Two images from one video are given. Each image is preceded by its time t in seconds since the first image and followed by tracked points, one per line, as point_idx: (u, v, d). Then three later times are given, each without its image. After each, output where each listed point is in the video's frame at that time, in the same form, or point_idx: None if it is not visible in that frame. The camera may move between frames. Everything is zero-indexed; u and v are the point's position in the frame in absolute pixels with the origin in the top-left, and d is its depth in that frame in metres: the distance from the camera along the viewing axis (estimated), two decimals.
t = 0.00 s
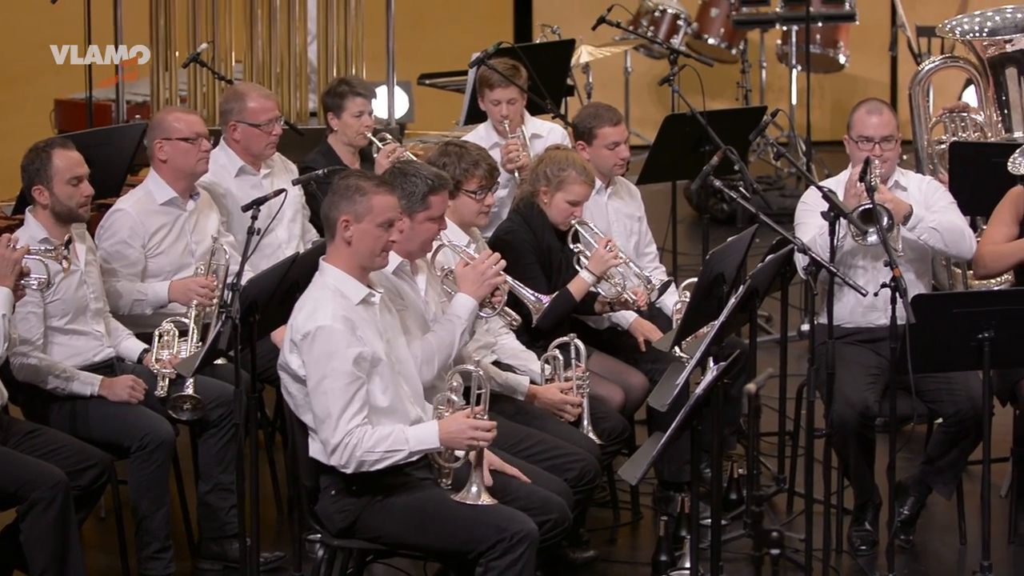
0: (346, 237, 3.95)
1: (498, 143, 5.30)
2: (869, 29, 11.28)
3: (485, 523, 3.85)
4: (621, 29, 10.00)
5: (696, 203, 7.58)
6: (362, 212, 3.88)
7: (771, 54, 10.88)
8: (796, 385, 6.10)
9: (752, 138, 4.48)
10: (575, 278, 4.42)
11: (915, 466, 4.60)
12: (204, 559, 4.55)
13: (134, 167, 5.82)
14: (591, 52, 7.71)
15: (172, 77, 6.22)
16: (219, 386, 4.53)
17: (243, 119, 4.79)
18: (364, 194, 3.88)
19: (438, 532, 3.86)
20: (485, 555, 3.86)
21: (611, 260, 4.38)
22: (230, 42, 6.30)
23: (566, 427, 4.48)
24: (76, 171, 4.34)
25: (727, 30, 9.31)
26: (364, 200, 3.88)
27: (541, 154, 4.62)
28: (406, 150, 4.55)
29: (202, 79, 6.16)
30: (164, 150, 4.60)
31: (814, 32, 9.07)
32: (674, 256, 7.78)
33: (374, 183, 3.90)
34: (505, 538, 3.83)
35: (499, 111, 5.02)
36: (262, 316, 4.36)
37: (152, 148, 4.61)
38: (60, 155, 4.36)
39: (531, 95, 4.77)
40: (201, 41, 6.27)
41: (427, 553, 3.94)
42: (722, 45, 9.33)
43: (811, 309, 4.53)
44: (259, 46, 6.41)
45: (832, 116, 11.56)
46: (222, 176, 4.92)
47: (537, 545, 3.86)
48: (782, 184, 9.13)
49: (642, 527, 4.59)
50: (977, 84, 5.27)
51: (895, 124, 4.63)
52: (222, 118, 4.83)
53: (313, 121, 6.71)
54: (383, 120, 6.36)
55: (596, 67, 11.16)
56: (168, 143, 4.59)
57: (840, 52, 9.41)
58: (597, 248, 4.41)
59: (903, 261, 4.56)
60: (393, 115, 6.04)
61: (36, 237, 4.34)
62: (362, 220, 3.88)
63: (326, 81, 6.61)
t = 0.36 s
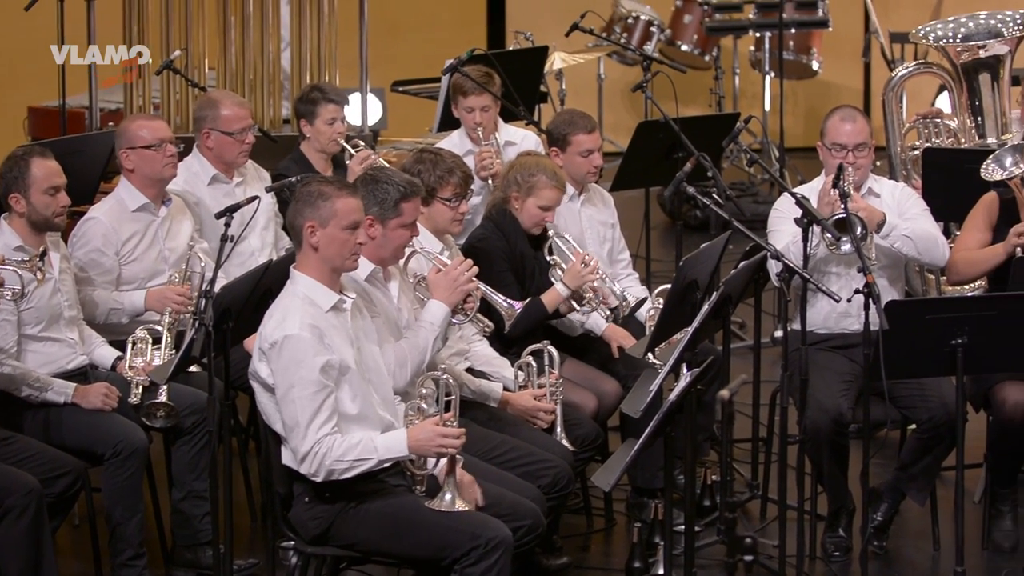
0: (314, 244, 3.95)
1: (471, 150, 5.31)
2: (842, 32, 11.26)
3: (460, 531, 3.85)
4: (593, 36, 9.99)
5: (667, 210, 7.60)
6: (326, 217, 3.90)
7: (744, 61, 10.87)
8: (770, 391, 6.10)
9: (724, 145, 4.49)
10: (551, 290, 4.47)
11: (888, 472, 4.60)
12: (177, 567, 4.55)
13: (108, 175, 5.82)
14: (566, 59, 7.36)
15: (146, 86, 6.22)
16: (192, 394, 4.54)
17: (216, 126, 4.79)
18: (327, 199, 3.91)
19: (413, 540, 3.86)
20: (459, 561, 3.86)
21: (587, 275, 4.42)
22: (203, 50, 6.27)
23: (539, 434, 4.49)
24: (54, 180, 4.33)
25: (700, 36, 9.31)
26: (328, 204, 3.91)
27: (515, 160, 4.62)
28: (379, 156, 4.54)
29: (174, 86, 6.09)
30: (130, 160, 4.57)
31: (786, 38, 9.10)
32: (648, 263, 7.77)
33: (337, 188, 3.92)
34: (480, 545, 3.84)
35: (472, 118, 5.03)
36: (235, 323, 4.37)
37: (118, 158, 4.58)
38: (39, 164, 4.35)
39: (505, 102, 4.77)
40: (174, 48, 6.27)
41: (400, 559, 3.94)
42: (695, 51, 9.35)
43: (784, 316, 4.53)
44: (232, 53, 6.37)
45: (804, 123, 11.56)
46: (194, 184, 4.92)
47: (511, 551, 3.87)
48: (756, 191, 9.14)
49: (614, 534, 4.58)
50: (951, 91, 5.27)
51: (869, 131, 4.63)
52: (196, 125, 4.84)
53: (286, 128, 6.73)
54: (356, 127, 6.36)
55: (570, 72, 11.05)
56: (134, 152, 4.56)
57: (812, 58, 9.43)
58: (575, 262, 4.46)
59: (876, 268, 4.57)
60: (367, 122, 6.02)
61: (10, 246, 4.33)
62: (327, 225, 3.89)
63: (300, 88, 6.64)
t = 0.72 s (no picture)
0: (276, 252, 3.91)
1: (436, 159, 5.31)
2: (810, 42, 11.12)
3: (424, 539, 3.85)
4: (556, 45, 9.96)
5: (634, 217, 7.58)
6: (289, 226, 3.86)
7: (709, 69, 10.77)
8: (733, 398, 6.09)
9: (688, 153, 4.49)
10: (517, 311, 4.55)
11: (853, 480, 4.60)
12: None
13: (71, 184, 5.82)
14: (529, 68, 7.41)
15: (110, 96, 6.27)
16: (156, 403, 4.53)
17: (179, 136, 4.79)
18: (288, 207, 3.86)
19: (377, 548, 3.86)
20: (424, 570, 3.86)
21: (557, 301, 4.53)
22: (167, 60, 6.32)
23: (503, 442, 4.49)
24: (14, 189, 4.28)
25: (664, 45, 9.30)
26: (289, 213, 3.85)
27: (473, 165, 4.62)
28: (343, 165, 4.56)
29: (139, 95, 6.21)
30: (89, 171, 4.56)
31: (750, 47, 9.08)
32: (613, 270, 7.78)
33: (299, 196, 3.87)
34: (445, 553, 3.84)
35: (436, 126, 5.03)
36: (199, 332, 4.36)
37: (77, 169, 4.57)
38: None
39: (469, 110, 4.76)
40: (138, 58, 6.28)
41: (365, 568, 3.94)
42: (658, 60, 9.32)
43: (748, 324, 4.53)
44: (196, 63, 6.42)
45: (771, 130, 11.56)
46: (157, 194, 4.92)
47: (476, 560, 3.87)
48: (722, 198, 9.12)
49: (579, 542, 4.58)
50: (914, 98, 5.24)
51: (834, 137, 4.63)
52: (158, 134, 4.83)
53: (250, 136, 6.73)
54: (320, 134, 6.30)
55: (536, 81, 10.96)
56: (92, 163, 4.55)
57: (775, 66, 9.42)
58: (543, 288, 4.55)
59: (840, 275, 4.57)
60: (331, 131, 6.00)
61: None
62: (289, 233, 3.85)
63: (264, 98, 6.54)
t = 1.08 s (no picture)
0: (246, 256, 3.88)
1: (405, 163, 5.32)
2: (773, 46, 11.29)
3: (394, 543, 3.85)
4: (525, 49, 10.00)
5: (603, 220, 7.59)
6: (259, 229, 3.83)
7: (677, 71, 10.79)
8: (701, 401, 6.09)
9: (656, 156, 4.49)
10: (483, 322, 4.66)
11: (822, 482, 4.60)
12: None
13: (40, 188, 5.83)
14: (497, 72, 7.42)
15: (78, 99, 6.31)
16: (125, 407, 4.54)
17: (148, 140, 4.80)
18: (258, 211, 3.83)
19: (346, 552, 3.86)
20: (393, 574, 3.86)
21: (520, 327, 4.64)
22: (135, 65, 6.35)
23: (473, 446, 4.49)
24: None
25: (631, 48, 9.34)
26: (259, 216, 3.83)
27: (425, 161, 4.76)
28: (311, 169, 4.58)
29: (107, 99, 6.20)
30: (56, 176, 4.57)
31: (718, 49, 9.08)
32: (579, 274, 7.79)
33: (269, 199, 3.85)
34: (415, 556, 3.84)
35: (404, 130, 5.04)
36: (168, 336, 4.34)
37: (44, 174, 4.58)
38: None
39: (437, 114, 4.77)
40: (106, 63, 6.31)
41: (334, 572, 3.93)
42: (627, 63, 9.38)
43: (717, 326, 4.53)
44: (164, 67, 6.42)
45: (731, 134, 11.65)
46: (126, 199, 4.93)
47: (446, 563, 3.87)
48: (687, 203, 9.15)
49: (548, 544, 4.58)
50: (883, 101, 5.25)
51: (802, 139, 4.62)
52: (127, 139, 4.84)
53: (217, 140, 6.76)
54: (289, 138, 6.30)
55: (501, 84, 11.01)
56: (59, 168, 4.56)
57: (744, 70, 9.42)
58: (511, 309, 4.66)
59: (808, 278, 4.57)
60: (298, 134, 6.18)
61: None
62: (260, 237, 3.83)
63: (231, 101, 6.64)
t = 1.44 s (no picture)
0: (222, 258, 3.88)
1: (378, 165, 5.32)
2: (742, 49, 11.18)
3: (367, 545, 3.85)
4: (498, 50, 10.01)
5: (574, 224, 7.60)
6: (235, 232, 3.83)
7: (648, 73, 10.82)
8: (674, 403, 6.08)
9: (628, 159, 4.49)
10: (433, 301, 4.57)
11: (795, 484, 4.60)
12: None
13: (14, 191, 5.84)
14: (468, 75, 7.42)
15: (50, 102, 6.37)
16: (99, 410, 4.55)
17: (120, 143, 4.80)
18: (235, 214, 3.83)
19: (320, 553, 3.86)
20: None
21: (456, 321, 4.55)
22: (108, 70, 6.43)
23: (445, 448, 4.49)
24: None
25: (603, 51, 9.33)
26: (235, 218, 3.83)
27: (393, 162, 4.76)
28: (283, 173, 4.58)
29: (80, 103, 6.32)
30: (28, 180, 4.58)
31: (691, 53, 9.03)
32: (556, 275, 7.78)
33: (244, 202, 3.85)
34: (388, 558, 3.84)
35: (376, 133, 5.04)
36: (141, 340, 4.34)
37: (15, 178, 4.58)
38: None
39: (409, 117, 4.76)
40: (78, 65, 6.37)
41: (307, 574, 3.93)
42: (600, 66, 9.35)
43: (689, 329, 4.53)
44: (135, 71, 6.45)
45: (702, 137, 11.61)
46: (98, 202, 4.94)
47: (418, 565, 3.87)
48: (659, 204, 9.15)
49: (521, 547, 4.58)
50: (854, 102, 5.24)
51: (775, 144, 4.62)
52: (99, 142, 4.84)
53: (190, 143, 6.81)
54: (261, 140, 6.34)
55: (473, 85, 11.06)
56: (31, 172, 4.56)
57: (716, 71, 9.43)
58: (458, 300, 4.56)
59: (781, 282, 4.57)
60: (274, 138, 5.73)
61: None
62: (236, 239, 3.82)
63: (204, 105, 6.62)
